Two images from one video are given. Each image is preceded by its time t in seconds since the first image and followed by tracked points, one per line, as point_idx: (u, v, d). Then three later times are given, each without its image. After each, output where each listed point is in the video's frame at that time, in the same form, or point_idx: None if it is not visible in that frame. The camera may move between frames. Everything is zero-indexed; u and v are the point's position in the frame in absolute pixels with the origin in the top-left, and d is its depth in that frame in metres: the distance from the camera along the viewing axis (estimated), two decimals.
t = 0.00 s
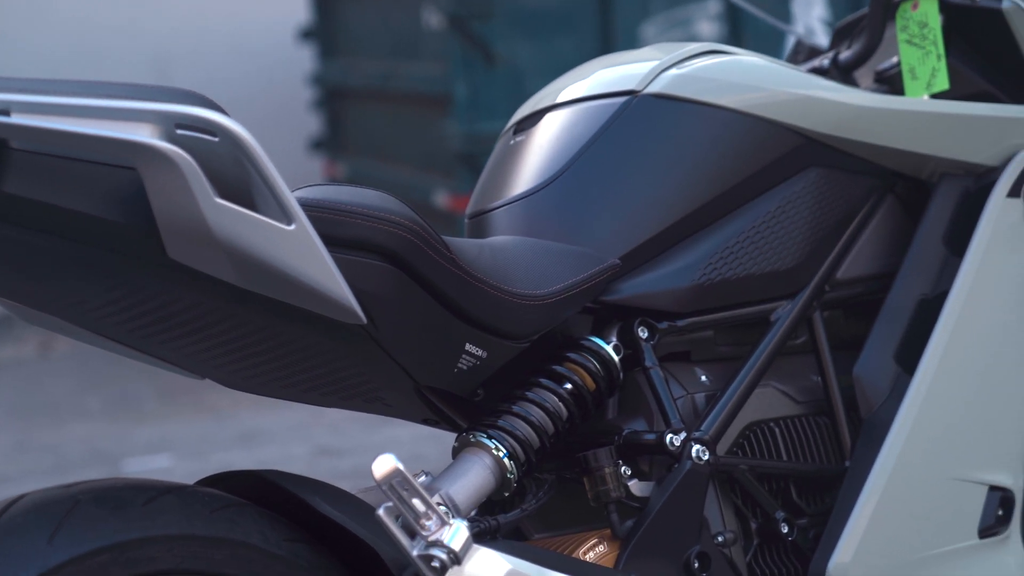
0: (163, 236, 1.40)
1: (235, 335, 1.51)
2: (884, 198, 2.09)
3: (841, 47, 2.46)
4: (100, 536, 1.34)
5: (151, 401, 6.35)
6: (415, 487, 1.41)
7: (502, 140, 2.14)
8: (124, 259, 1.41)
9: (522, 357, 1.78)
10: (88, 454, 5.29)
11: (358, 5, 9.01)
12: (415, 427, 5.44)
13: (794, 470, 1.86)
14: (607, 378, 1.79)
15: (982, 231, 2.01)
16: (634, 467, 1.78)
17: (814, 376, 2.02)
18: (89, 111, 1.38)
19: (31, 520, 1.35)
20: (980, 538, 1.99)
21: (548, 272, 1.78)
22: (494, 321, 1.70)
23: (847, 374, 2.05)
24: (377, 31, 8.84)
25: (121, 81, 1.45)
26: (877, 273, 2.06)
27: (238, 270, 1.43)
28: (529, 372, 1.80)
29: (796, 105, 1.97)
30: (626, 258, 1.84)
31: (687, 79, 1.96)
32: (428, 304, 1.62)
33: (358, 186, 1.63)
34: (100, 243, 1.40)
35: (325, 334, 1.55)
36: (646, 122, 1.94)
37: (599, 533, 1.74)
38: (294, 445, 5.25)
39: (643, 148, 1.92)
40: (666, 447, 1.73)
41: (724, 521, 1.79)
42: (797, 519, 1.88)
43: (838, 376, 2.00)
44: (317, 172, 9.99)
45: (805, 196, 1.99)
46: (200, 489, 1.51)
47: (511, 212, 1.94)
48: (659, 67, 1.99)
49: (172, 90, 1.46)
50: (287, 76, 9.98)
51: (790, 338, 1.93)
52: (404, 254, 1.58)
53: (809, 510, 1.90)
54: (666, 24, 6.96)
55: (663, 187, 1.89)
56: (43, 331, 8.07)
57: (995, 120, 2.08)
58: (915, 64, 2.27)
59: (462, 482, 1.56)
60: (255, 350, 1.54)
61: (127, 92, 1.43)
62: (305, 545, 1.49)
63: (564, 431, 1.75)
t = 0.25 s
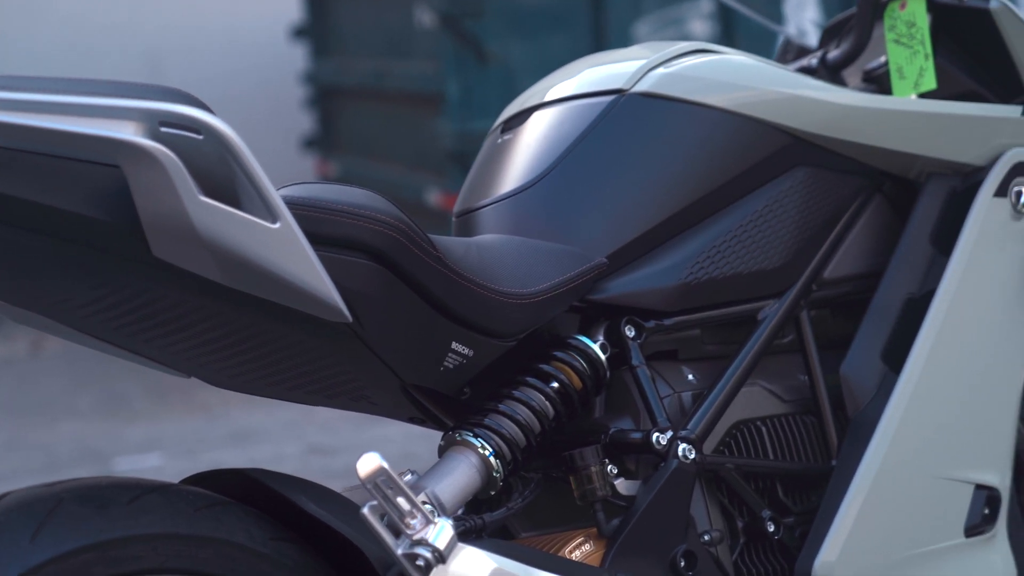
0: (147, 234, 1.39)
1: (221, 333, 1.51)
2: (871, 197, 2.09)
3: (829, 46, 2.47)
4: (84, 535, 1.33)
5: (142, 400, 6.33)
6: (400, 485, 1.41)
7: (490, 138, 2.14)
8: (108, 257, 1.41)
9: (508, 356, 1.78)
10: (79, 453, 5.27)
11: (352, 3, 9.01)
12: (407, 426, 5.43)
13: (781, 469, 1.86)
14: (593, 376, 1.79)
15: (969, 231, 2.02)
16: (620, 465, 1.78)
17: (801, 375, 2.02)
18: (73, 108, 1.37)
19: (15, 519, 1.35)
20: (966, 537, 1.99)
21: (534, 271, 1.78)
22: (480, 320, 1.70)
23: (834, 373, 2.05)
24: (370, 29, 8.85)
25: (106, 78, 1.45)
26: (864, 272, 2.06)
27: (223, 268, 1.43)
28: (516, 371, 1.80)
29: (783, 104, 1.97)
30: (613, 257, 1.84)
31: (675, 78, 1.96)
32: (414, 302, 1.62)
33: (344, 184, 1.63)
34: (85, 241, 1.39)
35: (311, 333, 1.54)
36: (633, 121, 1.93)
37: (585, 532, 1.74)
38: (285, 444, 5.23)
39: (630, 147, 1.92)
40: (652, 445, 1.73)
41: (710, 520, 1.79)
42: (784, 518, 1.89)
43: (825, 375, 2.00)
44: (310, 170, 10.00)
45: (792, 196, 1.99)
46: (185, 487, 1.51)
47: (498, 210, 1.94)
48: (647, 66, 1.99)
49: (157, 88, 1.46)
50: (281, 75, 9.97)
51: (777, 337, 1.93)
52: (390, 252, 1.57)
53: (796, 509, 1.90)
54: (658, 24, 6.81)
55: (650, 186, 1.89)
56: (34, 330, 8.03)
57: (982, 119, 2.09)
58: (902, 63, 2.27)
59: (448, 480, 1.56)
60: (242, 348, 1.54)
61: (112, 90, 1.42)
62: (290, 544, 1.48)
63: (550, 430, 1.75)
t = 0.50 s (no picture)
0: (131, 232, 1.39)
1: (206, 331, 1.50)
2: (859, 197, 2.09)
3: (818, 45, 2.48)
4: (68, 533, 1.33)
5: (134, 400, 6.32)
6: (385, 484, 1.40)
7: (478, 137, 2.14)
8: (94, 255, 1.40)
9: (495, 355, 1.78)
10: (70, 452, 5.26)
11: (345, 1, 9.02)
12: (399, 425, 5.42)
13: (767, 469, 1.87)
14: (581, 375, 1.79)
15: (956, 230, 2.02)
16: (607, 464, 1.79)
17: (789, 374, 2.02)
18: (57, 106, 1.37)
19: None
20: (952, 536, 2.00)
21: (521, 270, 1.78)
22: (467, 319, 1.69)
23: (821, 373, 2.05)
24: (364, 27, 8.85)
25: (91, 76, 1.44)
26: (852, 271, 2.07)
27: (208, 267, 1.43)
28: (503, 370, 1.79)
29: (771, 103, 1.97)
30: (600, 256, 1.84)
31: (663, 77, 1.96)
32: (400, 300, 1.62)
33: (330, 183, 1.63)
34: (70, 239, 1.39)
35: (297, 331, 1.54)
36: (621, 120, 1.93)
37: (571, 531, 1.74)
38: (277, 443, 5.23)
39: (618, 146, 1.92)
40: (639, 445, 1.73)
41: (696, 519, 1.79)
42: (771, 517, 1.89)
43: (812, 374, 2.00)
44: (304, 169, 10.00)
45: (780, 195, 1.99)
46: (171, 486, 1.50)
47: (486, 209, 1.94)
48: (635, 65, 1.99)
49: (142, 87, 1.46)
50: (274, 74, 9.96)
51: (764, 336, 1.93)
52: (376, 251, 1.57)
53: (783, 508, 1.91)
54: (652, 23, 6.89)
55: (638, 185, 1.89)
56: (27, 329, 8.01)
57: (970, 119, 2.09)
58: (891, 63, 2.28)
59: (434, 479, 1.56)
60: (228, 347, 1.53)
61: (97, 88, 1.42)
62: (275, 543, 1.48)
63: (537, 429, 1.74)
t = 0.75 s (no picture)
0: (116, 230, 1.39)
1: (192, 329, 1.50)
2: (847, 196, 2.10)
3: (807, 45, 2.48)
4: (51, 532, 1.33)
5: (127, 399, 6.31)
6: (370, 483, 1.40)
7: (466, 136, 2.14)
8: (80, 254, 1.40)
9: (482, 353, 1.78)
10: (63, 451, 5.25)
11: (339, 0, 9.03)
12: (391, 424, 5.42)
13: (754, 468, 1.87)
14: (568, 375, 1.79)
15: (944, 229, 2.02)
16: (594, 463, 1.79)
17: (776, 374, 2.02)
18: (42, 103, 1.37)
19: None
20: (940, 535, 2.00)
21: (508, 269, 1.78)
22: (454, 318, 1.69)
23: (809, 372, 2.05)
24: (357, 26, 8.86)
25: (77, 74, 1.44)
26: (840, 271, 2.07)
27: (194, 265, 1.43)
28: (490, 369, 1.79)
29: (760, 102, 1.97)
30: (588, 255, 1.84)
31: (651, 76, 1.96)
32: (386, 299, 1.62)
33: (316, 181, 1.63)
34: (55, 238, 1.38)
35: (283, 330, 1.54)
36: (609, 120, 1.93)
37: (558, 530, 1.74)
38: (269, 442, 5.23)
39: (605, 145, 1.92)
40: (626, 444, 1.73)
41: (683, 518, 1.80)
42: (758, 516, 1.89)
43: (800, 374, 2.00)
44: (298, 168, 10.01)
45: (767, 194, 1.99)
46: (156, 485, 1.50)
47: (473, 208, 1.94)
48: (623, 64, 1.99)
49: (129, 85, 1.45)
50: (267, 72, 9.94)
51: (752, 335, 1.93)
52: (362, 249, 1.57)
53: (770, 507, 1.91)
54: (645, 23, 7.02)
55: (626, 184, 1.89)
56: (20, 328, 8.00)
57: (958, 118, 2.09)
58: (879, 63, 2.28)
59: (421, 478, 1.56)
60: (213, 345, 1.53)
61: (82, 86, 1.42)
62: (260, 542, 1.48)
63: (524, 428, 1.74)
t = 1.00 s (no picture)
0: (100, 229, 1.39)
1: (177, 328, 1.50)
2: (836, 195, 2.10)
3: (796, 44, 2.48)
4: (34, 532, 1.32)
5: (121, 397, 6.30)
6: (354, 482, 1.40)
7: (455, 135, 2.14)
8: (64, 253, 1.40)
9: (470, 353, 1.78)
10: (57, 449, 5.24)
11: None
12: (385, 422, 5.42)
13: (742, 467, 1.87)
14: (555, 374, 1.79)
15: (932, 228, 2.02)
16: (581, 462, 1.79)
17: (764, 373, 2.02)
18: (26, 102, 1.36)
19: None
20: (927, 535, 2.00)
21: (496, 268, 1.78)
22: (440, 318, 1.69)
23: (797, 371, 2.05)
24: (352, 25, 8.87)
25: (62, 72, 1.44)
26: (828, 270, 2.07)
27: (178, 263, 1.42)
28: (477, 367, 1.79)
29: (748, 102, 1.97)
30: (576, 254, 1.84)
31: (639, 76, 1.96)
32: (372, 298, 1.62)
33: (303, 181, 1.63)
34: (38, 236, 1.38)
35: (269, 329, 1.54)
36: (598, 119, 1.93)
37: (544, 529, 1.74)
38: (263, 441, 5.23)
39: (594, 145, 1.92)
40: (613, 443, 1.73)
41: (671, 518, 1.80)
42: (745, 515, 1.90)
43: (787, 373, 2.00)
44: (293, 167, 10.01)
45: (755, 193, 2.00)
46: (142, 484, 1.50)
47: (461, 207, 1.94)
48: (611, 64, 1.99)
49: (113, 84, 1.45)
50: (262, 70, 9.95)
51: (740, 335, 1.93)
52: (348, 248, 1.57)
53: (757, 506, 1.91)
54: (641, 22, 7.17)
55: (614, 183, 1.89)
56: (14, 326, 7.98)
57: (946, 118, 2.09)
58: (868, 62, 2.28)
59: (407, 477, 1.56)
60: (199, 344, 1.53)
61: (66, 85, 1.42)
62: (246, 541, 1.48)
63: (511, 427, 1.74)
